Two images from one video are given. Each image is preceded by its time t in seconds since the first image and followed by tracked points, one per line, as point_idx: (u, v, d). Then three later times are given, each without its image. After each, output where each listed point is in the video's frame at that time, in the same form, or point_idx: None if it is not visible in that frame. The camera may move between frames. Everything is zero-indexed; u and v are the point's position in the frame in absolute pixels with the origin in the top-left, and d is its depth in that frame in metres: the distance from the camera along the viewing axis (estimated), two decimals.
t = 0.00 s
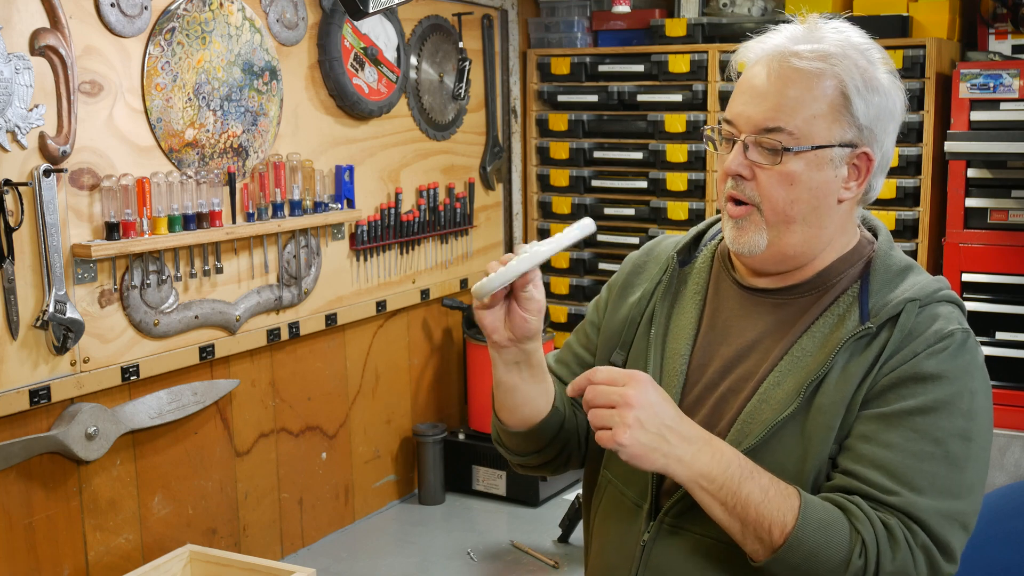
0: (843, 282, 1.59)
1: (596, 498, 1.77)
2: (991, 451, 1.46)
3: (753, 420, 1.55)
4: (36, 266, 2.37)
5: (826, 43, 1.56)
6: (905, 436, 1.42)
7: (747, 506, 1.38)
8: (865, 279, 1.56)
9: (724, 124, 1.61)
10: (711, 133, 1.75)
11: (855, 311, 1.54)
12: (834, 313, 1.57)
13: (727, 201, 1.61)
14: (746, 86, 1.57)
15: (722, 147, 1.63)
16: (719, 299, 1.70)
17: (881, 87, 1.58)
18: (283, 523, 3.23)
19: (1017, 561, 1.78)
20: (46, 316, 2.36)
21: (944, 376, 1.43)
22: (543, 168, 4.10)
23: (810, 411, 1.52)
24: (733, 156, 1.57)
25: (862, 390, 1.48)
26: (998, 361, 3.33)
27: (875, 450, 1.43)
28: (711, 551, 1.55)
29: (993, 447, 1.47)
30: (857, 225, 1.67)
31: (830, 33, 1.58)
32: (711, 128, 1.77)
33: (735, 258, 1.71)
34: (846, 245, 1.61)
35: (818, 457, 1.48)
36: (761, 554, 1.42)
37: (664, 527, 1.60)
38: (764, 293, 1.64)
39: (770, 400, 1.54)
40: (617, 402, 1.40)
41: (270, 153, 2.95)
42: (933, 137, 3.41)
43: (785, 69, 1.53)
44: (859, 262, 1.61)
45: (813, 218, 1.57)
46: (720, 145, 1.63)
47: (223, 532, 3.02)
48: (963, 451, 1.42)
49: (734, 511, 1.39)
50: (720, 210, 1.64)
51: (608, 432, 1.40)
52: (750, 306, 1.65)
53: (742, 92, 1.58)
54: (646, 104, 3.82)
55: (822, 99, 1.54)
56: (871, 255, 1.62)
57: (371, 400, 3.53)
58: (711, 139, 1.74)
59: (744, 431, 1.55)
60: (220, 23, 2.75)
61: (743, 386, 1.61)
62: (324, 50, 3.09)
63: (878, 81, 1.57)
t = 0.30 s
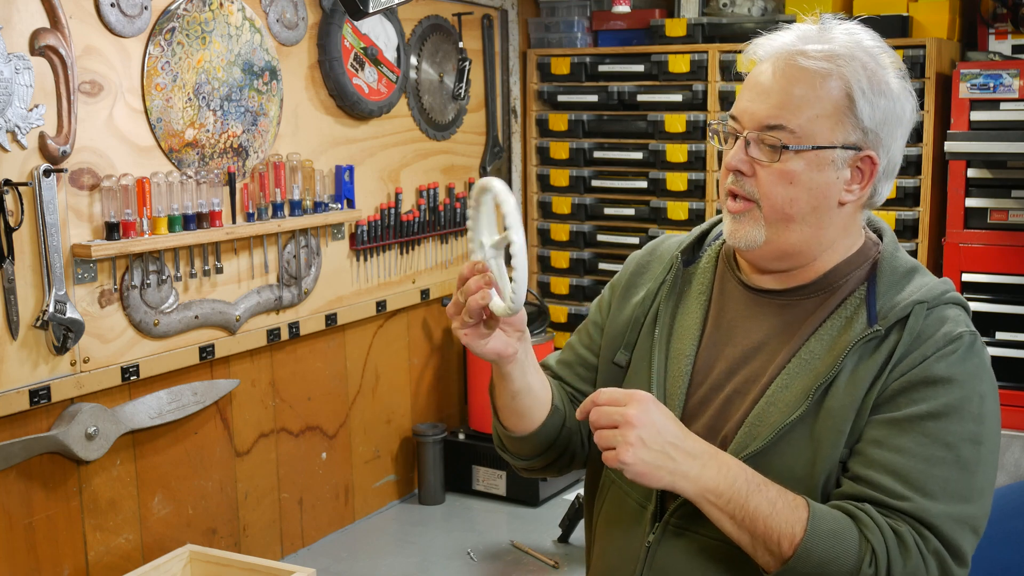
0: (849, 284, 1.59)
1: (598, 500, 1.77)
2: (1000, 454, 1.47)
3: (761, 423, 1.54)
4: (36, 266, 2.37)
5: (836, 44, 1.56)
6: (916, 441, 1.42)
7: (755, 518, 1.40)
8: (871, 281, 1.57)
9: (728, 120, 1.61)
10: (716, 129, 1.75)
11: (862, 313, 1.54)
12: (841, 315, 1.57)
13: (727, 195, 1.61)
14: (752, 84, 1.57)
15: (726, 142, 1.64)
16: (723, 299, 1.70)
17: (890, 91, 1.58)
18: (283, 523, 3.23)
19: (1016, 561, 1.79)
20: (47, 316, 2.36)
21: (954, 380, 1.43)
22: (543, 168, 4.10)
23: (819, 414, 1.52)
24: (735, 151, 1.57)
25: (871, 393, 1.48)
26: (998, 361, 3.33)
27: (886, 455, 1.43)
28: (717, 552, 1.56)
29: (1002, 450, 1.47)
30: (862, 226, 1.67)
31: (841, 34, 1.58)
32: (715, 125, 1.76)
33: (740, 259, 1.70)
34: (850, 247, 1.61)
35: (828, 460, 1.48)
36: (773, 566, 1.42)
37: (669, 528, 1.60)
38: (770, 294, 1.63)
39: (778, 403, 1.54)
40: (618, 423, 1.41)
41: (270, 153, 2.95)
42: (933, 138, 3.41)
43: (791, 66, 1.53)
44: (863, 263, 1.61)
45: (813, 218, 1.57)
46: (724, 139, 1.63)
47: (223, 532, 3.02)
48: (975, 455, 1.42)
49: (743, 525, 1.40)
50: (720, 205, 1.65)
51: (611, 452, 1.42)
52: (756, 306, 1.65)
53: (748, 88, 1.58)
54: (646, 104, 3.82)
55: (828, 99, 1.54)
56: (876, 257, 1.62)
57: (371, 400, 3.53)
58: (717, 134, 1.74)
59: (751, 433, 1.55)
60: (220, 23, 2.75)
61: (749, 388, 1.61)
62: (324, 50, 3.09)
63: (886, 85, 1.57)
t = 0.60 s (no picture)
0: (851, 284, 1.59)
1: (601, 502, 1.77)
2: (1004, 452, 1.47)
3: (766, 423, 1.54)
4: (36, 266, 2.37)
5: (836, 43, 1.56)
6: (921, 440, 1.42)
7: (762, 518, 1.40)
8: (875, 280, 1.56)
9: (729, 121, 1.61)
10: (717, 130, 1.75)
11: (866, 312, 1.54)
12: (845, 315, 1.57)
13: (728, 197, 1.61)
14: (752, 84, 1.57)
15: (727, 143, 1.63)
16: (726, 300, 1.70)
17: (890, 90, 1.58)
18: (283, 524, 3.23)
19: (1017, 560, 1.79)
20: (47, 316, 2.36)
21: (958, 378, 1.43)
22: (543, 168, 4.10)
23: (824, 414, 1.51)
24: (738, 152, 1.57)
25: (875, 392, 1.48)
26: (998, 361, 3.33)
27: (892, 454, 1.43)
28: (721, 552, 1.56)
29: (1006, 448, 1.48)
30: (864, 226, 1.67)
31: (842, 34, 1.58)
32: (716, 127, 1.76)
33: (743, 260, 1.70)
34: (854, 247, 1.61)
35: (834, 460, 1.48)
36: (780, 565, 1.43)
37: (674, 529, 1.60)
38: (773, 295, 1.63)
39: (782, 403, 1.54)
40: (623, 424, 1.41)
41: (270, 152, 2.95)
42: (933, 138, 3.41)
43: (791, 67, 1.53)
44: (867, 263, 1.61)
45: (816, 218, 1.57)
46: (726, 140, 1.63)
47: (223, 532, 3.02)
48: (979, 453, 1.42)
49: (750, 524, 1.40)
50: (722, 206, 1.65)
51: (617, 453, 1.42)
52: (758, 306, 1.65)
53: (749, 89, 1.58)
54: (646, 104, 3.82)
55: (827, 100, 1.54)
56: (879, 256, 1.62)
57: (371, 401, 3.53)
58: (717, 136, 1.74)
59: (756, 433, 1.55)
60: (220, 23, 2.75)
61: (753, 388, 1.61)
62: (324, 50, 3.09)
63: (887, 84, 1.57)
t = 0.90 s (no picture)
0: (854, 283, 1.59)
1: (603, 502, 1.77)
2: (1005, 453, 1.47)
3: (769, 423, 1.54)
4: (37, 266, 2.37)
5: (838, 42, 1.56)
6: (922, 438, 1.42)
7: (765, 509, 1.40)
8: (877, 280, 1.56)
9: (732, 121, 1.61)
10: (720, 131, 1.74)
11: (868, 312, 1.54)
12: (847, 314, 1.57)
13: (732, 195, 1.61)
14: (755, 84, 1.57)
15: (730, 143, 1.63)
16: (728, 300, 1.70)
17: (892, 87, 1.58)
18: (283, 523, 3.23)
19: (1017, 561, 1.79)
20: (47, 316, 2.36)
21: (960, 378, 1.44)
22: (543, 168, 4.10)
23: (826, 413, 1.51)
24: (741, 151, 1.57)
25: (877, 392, 1.48)
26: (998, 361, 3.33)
27: (893, 453, 1.43)
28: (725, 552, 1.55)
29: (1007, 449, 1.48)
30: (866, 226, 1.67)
31: (843, 33, 1.58)
32: (719, 127, 1.75)
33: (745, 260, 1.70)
34: (856, 246, 1.61)
35: (836, 460, 1.48)
36: (782, 557, 1.43)
37: (677, 530, 1.60)
38: (775, 294, 1.63)
39: (784, 403, 1.54)
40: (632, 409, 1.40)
41: (270, 153, 2.95)
42: (933, 138, 3.41)
43: (791, 67, 1.53)
44: (869, 262, 1.61)
45: (820, 217, 1.57)
46: (728, 140, 1.63)
47: (223, 532, 3.02)
48: (981, 452, 1.42)
49: (754, 514, 1.40)
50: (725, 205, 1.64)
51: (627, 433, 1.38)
52: (761, 306, 1.65)
53: (751, 89, 1.58)
54: (646, 104, 3.82)
55: (828, 99, 1.54)
56: (881, 256, 1.62)
57: (371, 400, 3.53)
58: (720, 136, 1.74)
59: (758, 433, 1.55)
60: (220, 23, 2.75)
61: (756, 389, 1.61)
62: (324, 50, 3.09)
63: (888, 82, 1.57)
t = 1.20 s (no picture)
0: (856, 281, 1.59)
1: (604, 503, 1.77)
2: (1004, 449, 1.47)
3: (769, 418, 1.54)
4: (36, 266, 2.37)
5: (839, 44, 1.56)
6: (922, 429, 1.42)
7: (775, 478, 1.38)
8: (879, 278, 1.56)
9: (734, 125, 1.61)
10: (721, 133, 1.74)
11: (870, 308, 1.54)
12: (848, 311, 1.57)
13: (736, 199, 1.61)
14: (757, 87, 1.57)
15: (733, 147, 1.63)
16: (730, 298, 1.70)
17: (892, 89, 1.57)
18: (283, 523, 3.23)
19: (1017, 560, 1.79)
20: (47, 316, 2.36)
21: (960, 372, 1.44)
22: (543, 168, 4.10)
23: (826, 407, 1.51)
24: (744, 156, 1.57)
25: (878, 387, 1.48)
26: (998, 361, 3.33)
27: (892, 443, 1.43)
28: (726, 550, 1.55)
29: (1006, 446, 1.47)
30: (868, 224, 1.66)
31: (844, 34, 1.58)
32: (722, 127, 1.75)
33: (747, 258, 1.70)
34: (859, 246, 1.61)
35: (836, 453, 1.48)
36: (785, 532, 1.40)
37: (678, 527, 1.60)
38: (778, 293, 1.63)
39: (785, 397, 1.54)
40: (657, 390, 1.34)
41: (270, 152, 2.95)
42: (933, 137, 3.41)
43: (793, 71, 1.53)
44: (871, 261, 1.61)
45: (823, 220, 1.57)
46: (731, 144, 1.62)
47: (223, 532, 3.02)
48: (979, 446, 1.42)
49: (763, 483, 1.38)
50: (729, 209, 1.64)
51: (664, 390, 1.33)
52: (763, 304, 1.65)
53: (753, 93, 1.57)
54: (646, 104, 3.82)
55: (830, 102, 1.53)
56: (884, 254, 1.62)
57: (371, 400, 3.53)
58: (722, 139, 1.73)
59: (759, 428, 1.55)
60: (220, 23, 2.75)
61: (756, 385, 1.61)
62: (324, 50, 3.09)
63: (889, 84, 1.57)
